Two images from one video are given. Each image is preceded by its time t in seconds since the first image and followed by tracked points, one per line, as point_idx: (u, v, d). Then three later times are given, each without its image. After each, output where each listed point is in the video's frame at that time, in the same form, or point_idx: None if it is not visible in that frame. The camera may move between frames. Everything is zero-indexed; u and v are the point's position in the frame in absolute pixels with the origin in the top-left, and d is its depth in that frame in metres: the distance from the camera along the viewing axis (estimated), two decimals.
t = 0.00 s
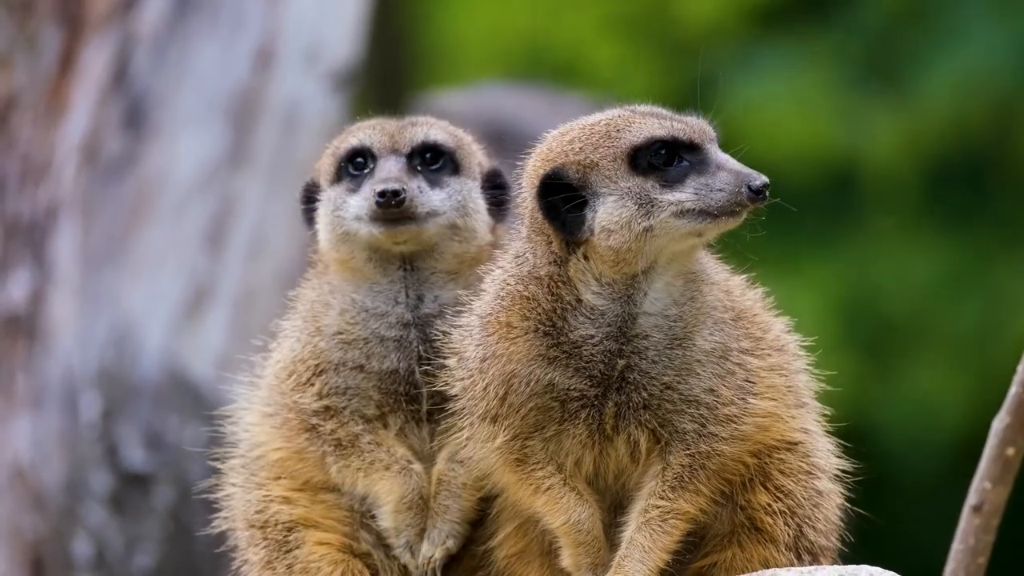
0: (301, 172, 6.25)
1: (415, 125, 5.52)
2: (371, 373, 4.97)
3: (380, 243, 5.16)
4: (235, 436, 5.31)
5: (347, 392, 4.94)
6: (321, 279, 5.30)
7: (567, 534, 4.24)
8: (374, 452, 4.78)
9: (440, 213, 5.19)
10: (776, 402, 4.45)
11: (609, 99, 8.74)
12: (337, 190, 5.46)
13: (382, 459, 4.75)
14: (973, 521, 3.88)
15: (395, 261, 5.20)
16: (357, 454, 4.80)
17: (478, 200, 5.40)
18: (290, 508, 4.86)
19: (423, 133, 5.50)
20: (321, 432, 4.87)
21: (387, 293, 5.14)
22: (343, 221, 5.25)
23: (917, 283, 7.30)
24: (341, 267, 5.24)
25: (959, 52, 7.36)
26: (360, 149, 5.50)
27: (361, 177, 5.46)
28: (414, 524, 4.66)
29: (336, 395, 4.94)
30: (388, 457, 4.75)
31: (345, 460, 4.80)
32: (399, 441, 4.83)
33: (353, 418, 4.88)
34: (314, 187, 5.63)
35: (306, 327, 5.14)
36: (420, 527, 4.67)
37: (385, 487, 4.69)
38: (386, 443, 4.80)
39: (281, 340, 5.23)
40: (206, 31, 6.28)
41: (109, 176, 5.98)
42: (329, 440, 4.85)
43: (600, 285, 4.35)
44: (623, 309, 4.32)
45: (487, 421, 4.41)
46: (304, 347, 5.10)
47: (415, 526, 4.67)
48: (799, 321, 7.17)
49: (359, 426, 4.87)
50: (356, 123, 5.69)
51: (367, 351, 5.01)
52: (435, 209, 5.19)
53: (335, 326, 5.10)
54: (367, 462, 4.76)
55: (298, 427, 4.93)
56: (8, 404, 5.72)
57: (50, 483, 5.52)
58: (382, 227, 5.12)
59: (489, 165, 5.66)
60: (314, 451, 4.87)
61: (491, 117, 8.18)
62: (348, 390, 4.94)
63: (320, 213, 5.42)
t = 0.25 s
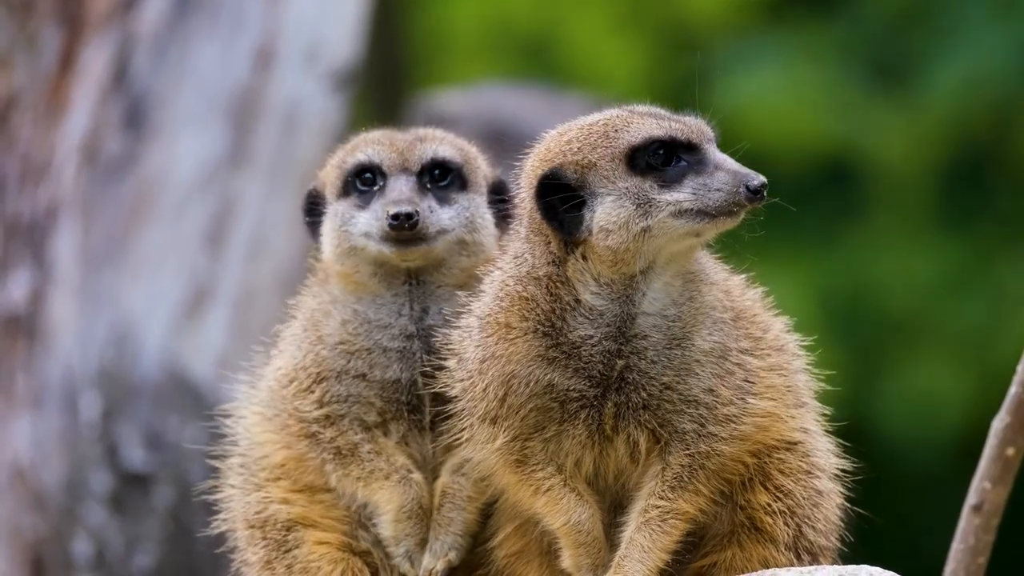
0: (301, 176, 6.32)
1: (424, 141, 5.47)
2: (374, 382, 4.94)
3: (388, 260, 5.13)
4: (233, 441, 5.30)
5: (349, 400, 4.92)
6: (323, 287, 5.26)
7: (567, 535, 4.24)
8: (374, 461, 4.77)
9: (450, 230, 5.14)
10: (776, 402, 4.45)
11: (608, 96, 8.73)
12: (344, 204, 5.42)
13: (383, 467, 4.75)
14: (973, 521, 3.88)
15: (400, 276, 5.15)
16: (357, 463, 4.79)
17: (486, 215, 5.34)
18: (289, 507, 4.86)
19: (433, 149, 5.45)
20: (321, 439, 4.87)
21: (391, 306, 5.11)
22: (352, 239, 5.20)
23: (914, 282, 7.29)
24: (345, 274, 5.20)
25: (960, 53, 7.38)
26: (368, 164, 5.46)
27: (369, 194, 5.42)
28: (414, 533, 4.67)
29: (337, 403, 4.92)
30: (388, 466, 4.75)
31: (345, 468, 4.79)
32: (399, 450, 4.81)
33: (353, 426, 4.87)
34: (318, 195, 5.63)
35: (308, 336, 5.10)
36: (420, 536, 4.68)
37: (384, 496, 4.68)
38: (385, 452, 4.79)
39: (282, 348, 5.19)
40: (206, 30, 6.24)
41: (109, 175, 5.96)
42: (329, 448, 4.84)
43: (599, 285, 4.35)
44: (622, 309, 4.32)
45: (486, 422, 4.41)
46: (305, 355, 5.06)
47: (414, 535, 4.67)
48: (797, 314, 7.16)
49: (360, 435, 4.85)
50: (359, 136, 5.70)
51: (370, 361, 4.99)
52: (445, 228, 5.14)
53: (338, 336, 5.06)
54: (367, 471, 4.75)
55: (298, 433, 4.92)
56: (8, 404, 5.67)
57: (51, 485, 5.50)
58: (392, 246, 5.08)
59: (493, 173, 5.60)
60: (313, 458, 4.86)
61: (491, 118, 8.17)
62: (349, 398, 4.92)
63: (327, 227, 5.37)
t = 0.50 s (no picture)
0: (301, 180, 6.30)
1: (425, 147, 5.46)
2: (372, 387, 4.93)
3: (389, 265, 5.12)
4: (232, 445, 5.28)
5: (346, 406, 4.91)
6: (322, 292, 5.26)
7: (566, 534, 4.24)
8: (367, 465, 4.77)
9: (451, 235, 5.17)
10: (776, 402, 4.45)
11: (608, 97, 8.72)
12: (344, 210, 5.44)
13: (377, 472, 4.74)
14: (973, 521, 3.88)
15: (401, 281, 5.15)
16: (351, 469, 4.78)
17: (487, 220, 5.38)
18: (288, 508, 4.87)
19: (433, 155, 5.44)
20: (316, 444, 4.86)
21: (390, 311, 5.10)
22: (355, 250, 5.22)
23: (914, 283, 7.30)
24: (345, 279, 5.21)
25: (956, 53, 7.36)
26: (369, 170, 5.45)
27: (371, 199, 5.43)
28: (410, 538, 4.66)
29: (334, 408, 4.91)
30: (382, 470, 4.74)
31: (339, 474, 4.79)
32: (394, 455, 4.82)
33: (350, 431, 4.87)
34: (318, 199, 5.64)
35: (307, 341, 5.09)
36: (417, 539, 4.67)
37: (380, 500, 4.67)
38: (380, 457, 4.79)
39: (281, 351, 5.18)
40: (205, 29, 6.25)
41: (109, 176, 5.96)
42: (324, 454, 4.84)
43: (598, 285, 4.35)
44: (622, 309, 4.32)
45: (486, 422, 4.41)
46: (304, 361, 5.04)
47: (412, 539, 4.66)
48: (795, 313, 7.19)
49: (356, 439, 4.85)
50: (357, 143, 5.71)
51: (369, 367, 4.97)
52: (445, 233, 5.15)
53: (338, 342, 5.04)
54: (360, 477, 4.75)
55: (294, 438, 4.92)
56: (8, 403, 5.75)
57: (51, 483, 5.56)
58: (395, 252, 5.08)
59: (493, 179, 5.59)
60: (308, 463, 4.86)
61: (491, 119, 8.17)
62: (346, 404, 4.91)
63: (327, 232, 5.40)
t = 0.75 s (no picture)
0: (302, 176, 6.35)
1: (428, 147, 5.46)
2: (372, 386, 4.94)
3: (391, 265, 5.13)
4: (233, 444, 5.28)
5: (348, 405, 4.91)
6: (323, 292, 5.26)
7: (565, 534, 4.24)
8: (366, 465, 4.77)
9: (453, 235, 5.16)
10: (776, 402, 4.45)
11: (609, 96, 8.71)
12: (347, 210, 5.44)
13: (376, 471, 4.75)
14: (972, 520, 3.88)
15: (401, 281, 5.15)
16: (351, 468, 4.78)
17: (489, 221, 5.37)
18: (288, 508, 4.87)
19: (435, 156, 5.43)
20: (316, 444, 4.87)
21: (391, 312, 5.09)
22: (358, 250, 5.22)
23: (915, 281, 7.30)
24: (347, 279, 5.21)
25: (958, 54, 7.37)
26: (371, 169, 5.46)
27: (372, 199, 5.43)
28: (409, 538, 4.66)
29: (336, 407, 4.91)
30: (381, 470, 4.75)
31: (338, 474, 4.79)
32: (394, 455, 4.82)
33: (350, 431, 4.87)
34: (320, 200, 5.64)
35: (308, 341, 5.09)
36: (415, 539, 4.67)
37: (378, 500, 4.67)
38: (378, 458, 4.79)
39: (281, 352, 5.18)
40: (205, 29, 6.24)
41: (108, 176, 5.96)
42: (324, 453, 4.85)
43: (598, 285, 4.35)
44: (621, 308, 4.32)
45: (486, 421, 4.41)
46: (305, 361, 5.04)
47: (410, 539, 4.66)
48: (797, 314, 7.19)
49: (355, 440, 4.85)
50: (359, 142, 5.70)
51: (370, 367, 4.97)
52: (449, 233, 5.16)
53: (340, 342, 5.04)
54: (359, 477, 4.75)
55: (294, 438, 4.92)
56: (7, 403, 5.73)
57: (51, 483, 5.56)
58: (396, 251, 5.09)
59: (495, 181, 5.56)
60: (307, 462, 4.86)
61: (491, 119, 8.17)
62: (347, 404, 4.91)
63: (329, 232, 5.41)
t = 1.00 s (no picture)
0: (302, 179, 6.34)
1: (428, 148, 5.46)
2: (371, 386, 4.94)
3: (391, 265, 5.13)
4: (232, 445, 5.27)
5: (348, 406, 4.91)
6: (323, 293, 5.26)
7: (565, 535, 4.24)
8: (364, 466, 4.77)
9: (452, 236, 5.16)
10: (776, 402, 4.45)
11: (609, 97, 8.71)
12: (347, 211, 5.44)
13: (374, 472, 4.74)
14: (972, 520, 3.88)
15: (401, 282, 5.15)
16: (349, 469, 4.78)
17: (489, 221, 5.36)
18: (288, 509, 4.86)
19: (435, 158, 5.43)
20: (315, 444, 4.87)
21: (391, 312, 5.09)
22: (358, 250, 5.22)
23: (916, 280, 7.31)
24: (347, 280, 5.21)
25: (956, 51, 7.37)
26: (371, 170, 5.46)
27: (372, 200, 5.43)
28: (407, 539, 4.65)
29: (336, 408, 4.91)
30: (380, 470, 4.74)
31: (337, 475, 4.79)
32: (393, 455, 4.82)
33: (350, 431, 4.87)
34: (320, 200, 5.63)
35: (309, 342, 5.09)
36: (414, 540, 4.67)
37: (376, 501, 4.67)
38: (376, 458, 4.79)
39: (281, 352, 5.18)
40: (205, 30, 6.24)
41: (108, 175, 5.96)
42: (323, 454, 4.84)
43: (596, 285, 4.35)
44: (620, 308, 4.32)
45: (485, 422, 4.41)
46: (304, 362, 5.05)
47: (409, 539, 4.66)
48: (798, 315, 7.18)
49: (354, 440, 4.85)
50: (360, 142, 5.70)
51: (369, 367, 4.97)
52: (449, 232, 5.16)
53: (340, 343, 5.04)
54: (357, 478, 4.74)
55: (294, 438, 4.92)
56: (7, 403, 5.73)
57: (51, 483, 5.56)
58: (395, 251, 5.09)
59: (495, 181, 5.57)
60: (306, 463, 4.86)
61: (491, 119, 8.17)
62: (347, 404, 4.91)
63: (329, 232, 5.42)
